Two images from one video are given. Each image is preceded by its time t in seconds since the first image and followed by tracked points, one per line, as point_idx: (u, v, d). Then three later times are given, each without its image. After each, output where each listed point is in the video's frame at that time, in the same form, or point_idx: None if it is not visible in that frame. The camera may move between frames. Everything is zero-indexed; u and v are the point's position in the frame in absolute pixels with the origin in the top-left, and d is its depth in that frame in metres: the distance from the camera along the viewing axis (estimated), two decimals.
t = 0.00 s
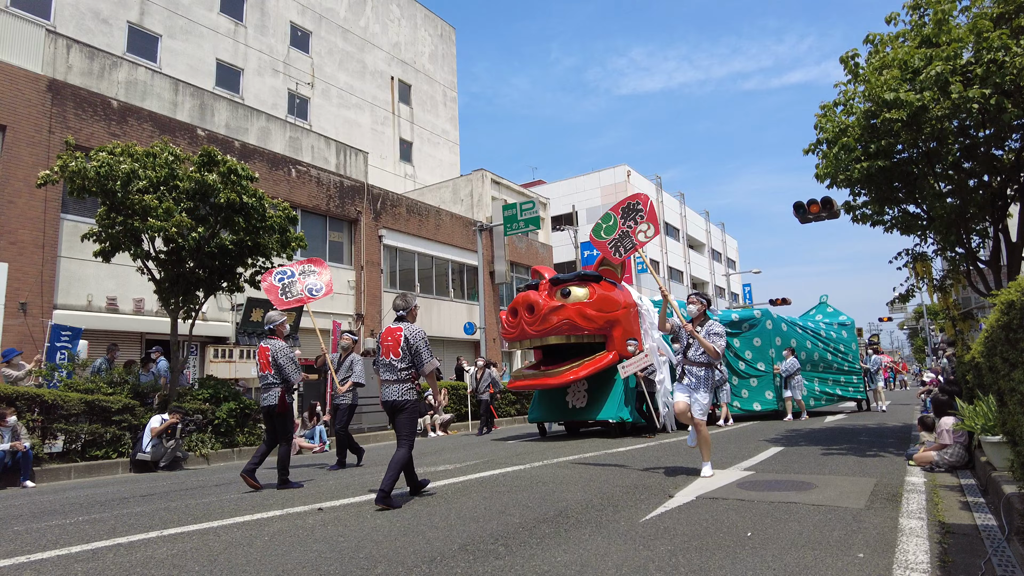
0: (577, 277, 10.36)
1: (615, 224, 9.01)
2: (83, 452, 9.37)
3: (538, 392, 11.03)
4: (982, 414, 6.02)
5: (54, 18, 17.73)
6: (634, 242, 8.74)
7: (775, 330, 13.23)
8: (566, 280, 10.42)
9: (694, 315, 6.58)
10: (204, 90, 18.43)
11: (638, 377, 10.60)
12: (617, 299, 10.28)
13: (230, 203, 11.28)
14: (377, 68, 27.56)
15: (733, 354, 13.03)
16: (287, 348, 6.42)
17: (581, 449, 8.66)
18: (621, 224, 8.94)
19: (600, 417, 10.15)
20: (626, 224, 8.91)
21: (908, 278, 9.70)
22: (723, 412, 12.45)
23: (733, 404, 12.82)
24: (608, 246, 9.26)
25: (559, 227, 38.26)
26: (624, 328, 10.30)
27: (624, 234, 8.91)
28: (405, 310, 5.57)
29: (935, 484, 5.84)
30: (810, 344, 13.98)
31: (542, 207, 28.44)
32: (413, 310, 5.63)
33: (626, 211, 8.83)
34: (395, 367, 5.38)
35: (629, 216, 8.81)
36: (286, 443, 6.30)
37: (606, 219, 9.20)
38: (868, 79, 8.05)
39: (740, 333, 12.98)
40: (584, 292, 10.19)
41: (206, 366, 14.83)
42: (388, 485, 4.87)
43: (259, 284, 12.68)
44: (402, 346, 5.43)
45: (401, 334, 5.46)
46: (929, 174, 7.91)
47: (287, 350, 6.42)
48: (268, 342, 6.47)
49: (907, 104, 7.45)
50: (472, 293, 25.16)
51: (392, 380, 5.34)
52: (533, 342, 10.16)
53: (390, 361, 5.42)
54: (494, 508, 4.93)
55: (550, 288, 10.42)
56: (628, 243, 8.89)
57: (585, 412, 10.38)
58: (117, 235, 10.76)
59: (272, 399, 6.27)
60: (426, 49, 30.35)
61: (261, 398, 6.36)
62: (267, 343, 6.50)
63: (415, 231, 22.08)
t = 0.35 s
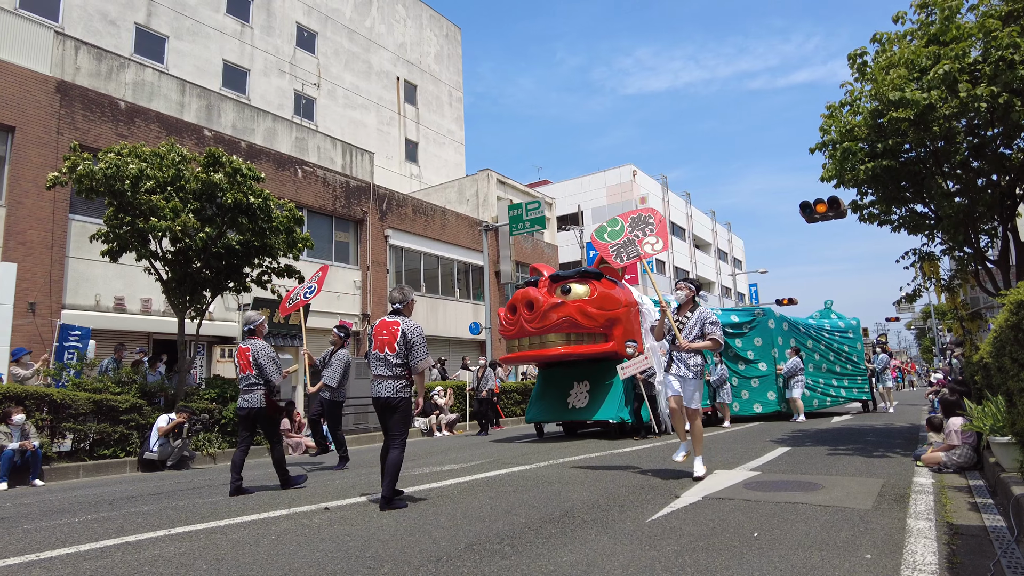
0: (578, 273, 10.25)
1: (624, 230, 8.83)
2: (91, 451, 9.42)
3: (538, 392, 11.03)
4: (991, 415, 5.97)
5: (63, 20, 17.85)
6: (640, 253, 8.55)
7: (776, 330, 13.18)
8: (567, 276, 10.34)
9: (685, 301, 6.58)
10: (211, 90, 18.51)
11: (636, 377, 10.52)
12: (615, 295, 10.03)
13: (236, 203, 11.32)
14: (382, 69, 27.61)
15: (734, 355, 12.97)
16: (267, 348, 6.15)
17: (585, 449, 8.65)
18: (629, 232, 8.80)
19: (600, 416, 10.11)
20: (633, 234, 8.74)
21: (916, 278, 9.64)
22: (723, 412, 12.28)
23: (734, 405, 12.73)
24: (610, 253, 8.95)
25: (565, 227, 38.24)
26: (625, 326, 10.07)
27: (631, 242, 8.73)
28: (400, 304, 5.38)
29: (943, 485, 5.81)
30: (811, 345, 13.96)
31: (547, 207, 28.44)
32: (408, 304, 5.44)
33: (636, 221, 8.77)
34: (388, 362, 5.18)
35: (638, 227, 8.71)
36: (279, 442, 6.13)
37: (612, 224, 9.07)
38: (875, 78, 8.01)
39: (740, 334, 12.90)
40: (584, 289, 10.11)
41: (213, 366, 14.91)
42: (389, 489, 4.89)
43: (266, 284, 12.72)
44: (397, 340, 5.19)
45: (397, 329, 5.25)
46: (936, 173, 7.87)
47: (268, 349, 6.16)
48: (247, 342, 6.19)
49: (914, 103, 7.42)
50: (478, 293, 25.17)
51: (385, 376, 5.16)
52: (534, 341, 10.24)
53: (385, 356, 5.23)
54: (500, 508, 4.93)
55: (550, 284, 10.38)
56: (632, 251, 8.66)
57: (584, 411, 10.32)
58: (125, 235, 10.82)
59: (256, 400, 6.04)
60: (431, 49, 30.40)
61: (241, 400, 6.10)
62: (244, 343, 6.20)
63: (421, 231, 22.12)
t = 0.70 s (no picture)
0: (580, 272, 10.19)
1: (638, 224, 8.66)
2: (101, 450, 9.49)
3: (538, 393, 11.04)
4: (1002, 416, 5.93)
5: (73, 22, 17.99)
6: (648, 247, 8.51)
7: (781, 329, 13.02)
8: (568, 275, 10.24)
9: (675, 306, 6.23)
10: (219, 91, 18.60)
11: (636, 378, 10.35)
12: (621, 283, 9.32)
13: (245, 203, 11.38)
14: (390, 69, 27.67)
15: (735, 355, 12.92)
16: (257, 346, 6.07)
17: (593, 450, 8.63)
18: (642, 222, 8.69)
19: (602, 419, 10.07)
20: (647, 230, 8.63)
21: (926, 278, 9.57)
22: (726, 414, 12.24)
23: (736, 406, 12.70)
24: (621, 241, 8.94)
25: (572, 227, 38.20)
26: (627, 325, 10.11)
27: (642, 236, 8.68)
28: (393, 301, 5.21)
29: (954, 486, 5.77)
30: (815, 344, 13.87)
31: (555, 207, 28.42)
32: (400, 302, 5.26)
33: (651, 211, 8.62)
34: (384, 362, 5.00)
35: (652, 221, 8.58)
36: (259, 445, 5.92)
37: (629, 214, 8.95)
38: (884, 77, 7.96)
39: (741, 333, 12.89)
40: (587, 288, 10.05)
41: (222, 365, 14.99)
42: (348, 477, 4.77)
43: (274, 285, 12.78)
44: (393, 339, 5.03)
45: (391, 328, 5.08)
46: (946, 172, 7.82)
47: (258, 347, 6.09)
48: (237, 340, 6.12)
49: (924, 102, 7.38)
50: (485, 293, 25.18)
51: (383, 376, 4.99)
52: (534, 340, 10.13)
53: (379, 356, 5.04)
54: (507, 508, 4.93)
55: (550, 284, 10.28)
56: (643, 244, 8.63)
57: (585, 413, 10.35)
58: (135, 236, 10.89)
59: (242, 399, 5.95)
60: (439, 50, 30.45)
61: (229, 399, 6.01)
62: (233, 340, 6.13)
63: (428, 231, 22.15)
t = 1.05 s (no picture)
0: (582, 269, 10.10)
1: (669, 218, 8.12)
2: (110, 449, 9.56)
3: (537, 395, 11.00)
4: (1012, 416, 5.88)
5: (82, 24, 18.11)
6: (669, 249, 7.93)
7: (783, 328, 13.03)
8: (570, 271, 10.12)
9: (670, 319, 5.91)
10: (227, 92, 18.69)
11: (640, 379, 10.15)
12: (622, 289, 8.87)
13: (252, 204, 11.43)
14: (396, 70, 27.72)
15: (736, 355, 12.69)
16: (252, 345, 5.82)
17: (601, 449, 8.63)
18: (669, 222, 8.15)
19: (605, 420, 10.02)
20: (674, 229, 8.08)
21: (935, 278, 9.51)
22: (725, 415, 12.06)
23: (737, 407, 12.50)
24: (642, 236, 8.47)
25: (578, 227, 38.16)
26: (630, 324, 10.06)
27: (664, 235, 8.18)
28: (364, 304, 5.00)
29: (964, 488, 5.72)
30: (817, 344, 13.80)
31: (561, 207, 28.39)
32: (372, 303, 5.06)
33: (682, 212, 8.08)
34: (361, 367, 4.82)
35: (683, 220, 8.04)
36: (237, 450, 5.63)
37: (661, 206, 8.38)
38: (893, 76, 7.91)
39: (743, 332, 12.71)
40: (589, 286, 9.95)
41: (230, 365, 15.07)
42: (331, 494, 4.58)
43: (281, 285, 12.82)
44: (368, 341, 4.84)
45: (365, 330, 4.86)
46: (955, 172, 7.77)
47: (253, 347, 5.84)
48: (232, 336, 5.85)
49: (933, 101, 7.33)
50: (491, 293, 25.18)
51: (359, 382, 4.81)
52: (535, 339, 9.95)
53: (355, 361, 4.86)
54: (514, 508, 4.94)
55: (553, 280, 10.13)
56: (662, 245, 8.11)
57: (587, 415, 10.33)
58: (142, 236, 10.93)
59: (226, 399, 5.64)
60: (445, 50, 30.49)
61: (213, 397, 5.69)
62: (225, 336, 5.83)
63: (435, 231, 22.17)
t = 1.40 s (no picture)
0: (583, 266, 9.81)
1: (727, 169, 6.08)
2: (117, 448, 9.61)
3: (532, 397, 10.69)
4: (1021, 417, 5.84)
5: (90, 25, 18.22)
6: (706, 204, 6.02)
7: (783, 328, 13.05)
8: (570, 269, 9.88)
9: (646, 292, 5.61)
10: (233, 93, 18.76)
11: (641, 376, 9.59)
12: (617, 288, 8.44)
13: (259, 204, 11.49)
14: (402, 70, 27.77)
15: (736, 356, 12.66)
16: (237, 341, 5.83)
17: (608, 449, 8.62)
18: (726, 177, 6.07)
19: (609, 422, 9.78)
20: (726, 181, 6.05)
21: (944, 278, 9.45)
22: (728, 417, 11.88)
23: (735, 408, 12.51)
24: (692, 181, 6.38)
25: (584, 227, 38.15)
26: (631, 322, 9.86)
27: (711, 186, 6.14)
28: (346, 298, 5.00)
29: (973, 489, 5.69)
30: (820, 344, 13.59)
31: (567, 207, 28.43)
32: (355, 297, 5.06)
33: (742, 169, 6.00)
34: (348, 360, 4.78)
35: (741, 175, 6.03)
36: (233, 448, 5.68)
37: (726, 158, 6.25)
38: (900, 76, 7.87)
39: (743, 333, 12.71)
40: (589, 283, 9.71)
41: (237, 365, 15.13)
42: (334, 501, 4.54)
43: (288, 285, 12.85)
44: (354, 332, 4.82)
45: (351, 322, 4.86)
46: (964, 171, 7.72)
47: (239, 343, 5.85)
48: (214, 333, 5.84)
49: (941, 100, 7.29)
50: (497, 293, 25.19)
51: (347, 376, 4.75)
52: (535, 339, 9.72)
53: (342, 354, 4.82)
54: (520, 508, 4.93)
55: (552, 278, 9.91)
56: (704, 198, 6.11)
57: (589, 417, 10.08)
58: (150, 236, 10.99)
59: (214, 398, 5.64)
60: (451, 51, 30.53)
61: (200, 398, 5.71)
62: (210, 334, 5.83)
63: (441, 231, 22.19)
